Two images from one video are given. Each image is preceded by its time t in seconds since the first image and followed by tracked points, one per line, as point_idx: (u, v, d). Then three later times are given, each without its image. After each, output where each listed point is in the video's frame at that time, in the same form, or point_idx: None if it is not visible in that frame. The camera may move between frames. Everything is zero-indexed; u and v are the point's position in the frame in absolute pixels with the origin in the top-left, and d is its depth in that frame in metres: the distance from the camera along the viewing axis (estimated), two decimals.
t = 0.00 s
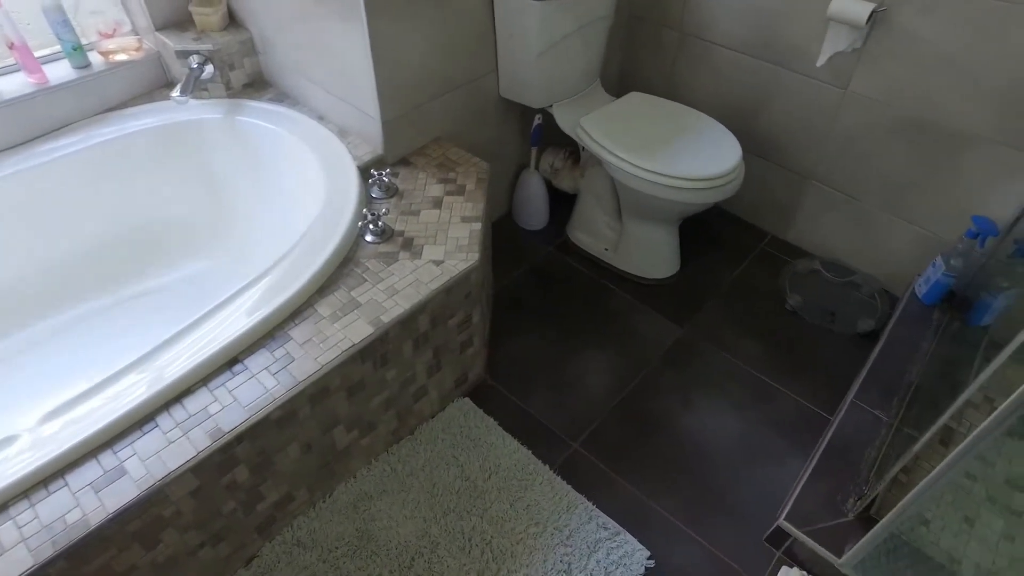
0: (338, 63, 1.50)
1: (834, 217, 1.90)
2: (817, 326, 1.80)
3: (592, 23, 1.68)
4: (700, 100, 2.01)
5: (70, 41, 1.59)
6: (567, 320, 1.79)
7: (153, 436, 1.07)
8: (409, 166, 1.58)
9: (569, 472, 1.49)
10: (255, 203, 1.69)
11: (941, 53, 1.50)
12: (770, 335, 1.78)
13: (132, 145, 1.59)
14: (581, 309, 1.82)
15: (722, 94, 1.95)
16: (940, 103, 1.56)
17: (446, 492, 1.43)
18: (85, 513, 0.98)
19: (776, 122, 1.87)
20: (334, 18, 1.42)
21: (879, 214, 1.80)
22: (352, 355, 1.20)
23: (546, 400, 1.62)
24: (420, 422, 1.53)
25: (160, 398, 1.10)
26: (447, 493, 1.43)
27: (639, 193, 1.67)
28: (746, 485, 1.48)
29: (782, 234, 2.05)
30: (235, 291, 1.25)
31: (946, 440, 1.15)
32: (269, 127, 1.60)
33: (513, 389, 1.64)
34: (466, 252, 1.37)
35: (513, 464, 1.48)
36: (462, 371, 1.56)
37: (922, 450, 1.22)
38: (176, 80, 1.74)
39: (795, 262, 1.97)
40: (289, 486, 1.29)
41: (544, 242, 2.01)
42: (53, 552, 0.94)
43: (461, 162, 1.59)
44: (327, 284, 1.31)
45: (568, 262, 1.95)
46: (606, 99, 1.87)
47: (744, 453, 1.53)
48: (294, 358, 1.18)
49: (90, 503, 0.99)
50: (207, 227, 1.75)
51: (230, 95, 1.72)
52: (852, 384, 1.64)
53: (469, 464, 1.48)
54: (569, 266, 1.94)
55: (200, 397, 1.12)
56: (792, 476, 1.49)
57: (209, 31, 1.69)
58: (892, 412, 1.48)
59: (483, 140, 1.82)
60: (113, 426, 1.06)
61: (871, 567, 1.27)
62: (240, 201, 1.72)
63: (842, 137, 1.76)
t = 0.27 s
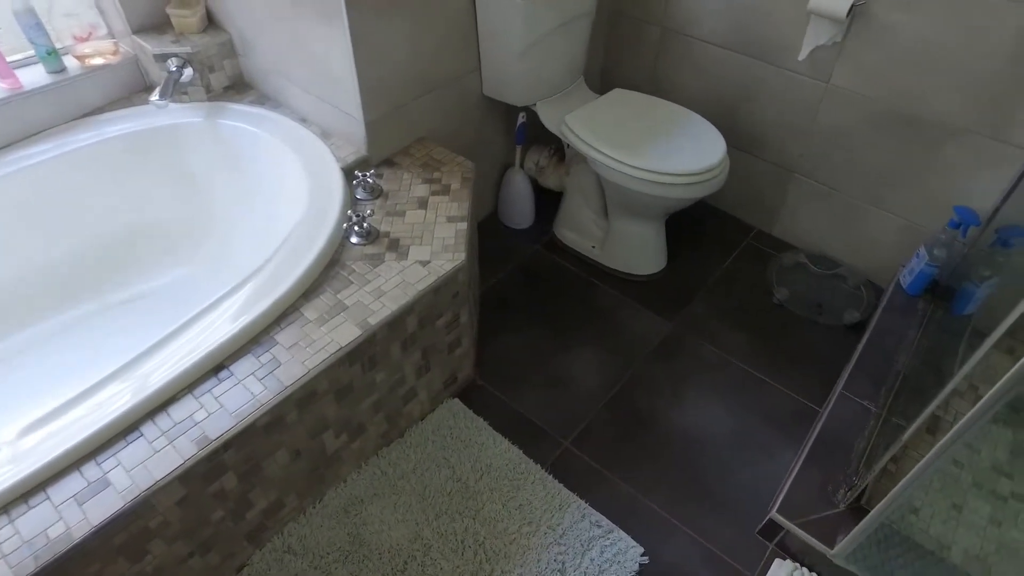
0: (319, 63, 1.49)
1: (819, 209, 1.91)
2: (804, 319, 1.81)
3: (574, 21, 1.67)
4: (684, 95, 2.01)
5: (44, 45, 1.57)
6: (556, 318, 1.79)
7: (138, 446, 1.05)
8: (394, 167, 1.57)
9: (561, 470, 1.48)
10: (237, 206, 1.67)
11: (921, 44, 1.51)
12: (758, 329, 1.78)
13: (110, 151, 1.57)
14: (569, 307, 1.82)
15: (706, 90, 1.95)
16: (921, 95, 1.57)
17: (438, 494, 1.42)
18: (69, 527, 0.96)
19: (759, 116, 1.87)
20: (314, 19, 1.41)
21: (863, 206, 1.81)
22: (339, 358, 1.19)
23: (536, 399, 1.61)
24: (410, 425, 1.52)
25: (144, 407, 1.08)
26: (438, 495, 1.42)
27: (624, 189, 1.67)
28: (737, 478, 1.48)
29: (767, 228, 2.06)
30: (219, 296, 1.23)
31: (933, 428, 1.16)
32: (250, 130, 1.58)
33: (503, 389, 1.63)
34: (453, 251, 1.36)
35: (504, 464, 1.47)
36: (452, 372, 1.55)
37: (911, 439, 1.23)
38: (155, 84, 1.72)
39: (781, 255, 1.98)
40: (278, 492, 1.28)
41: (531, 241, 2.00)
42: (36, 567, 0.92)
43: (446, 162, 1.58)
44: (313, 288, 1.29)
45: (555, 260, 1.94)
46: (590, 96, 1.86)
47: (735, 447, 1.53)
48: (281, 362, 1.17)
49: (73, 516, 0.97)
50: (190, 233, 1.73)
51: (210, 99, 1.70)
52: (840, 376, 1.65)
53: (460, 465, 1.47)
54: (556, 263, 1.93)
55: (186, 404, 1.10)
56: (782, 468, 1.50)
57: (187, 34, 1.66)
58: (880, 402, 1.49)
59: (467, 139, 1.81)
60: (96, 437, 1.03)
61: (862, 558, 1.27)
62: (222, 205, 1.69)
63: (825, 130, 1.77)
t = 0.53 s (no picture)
0: (286, 67, 1.45)
1: (796, 203, 1.91)
2: (784, 313, 1.81)
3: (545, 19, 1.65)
4: (658, 92, 2.00)
5: None
6: (536, 320, 1.77)
7: (103, 469, 1.00)
8: (366, 171, 1.54)
9: (545, 475, 1.46)
10: (207, 216, 1.62)
11: (892, 36, 1.51)
12: (738, 325, 1.78)
13: (72, 161, 1.52)
14: (549, 308, 1.80)
15: (680, 86, 1.94)
16: (893, 86, 1.58)
17: (420, 504, 1.39)
18: (29, 559, 0.91)
19: (734, 111, 1.87)
20: (280, 22, 1.37)
21: (839, 198, 1.82)
22: (314, 370, 1.16)
23: (518, 403, 1.59)
24: (390, 434, 1.49)
25: (109, 428, 1.03)
26: (421, 505, 1.39)
27: (601, 188, 1.65)
28: (722, 476, 1.47)
29: (745, 223, 2.05)
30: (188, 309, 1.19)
31: (915, 420, 1.16)
32: (217, 137, 1.54)
33: (484, 394, 1.61)
34: (428, 256, 1.33)
35: (487, 471, 1.45)
36: (431, 379, 1.52)
37: (893, 432, 1.23)
38: (117, 92, 1.67)
39: (759, 250, 1.98)
40: (255, 509, 1.24)
41: (509, 242, 1.98)
42: None
43: (419, 165, 1.55)
44: (285, 298, 1.26)
45: (534, 261, 1.92)
46: (564, 94, 1.85)
47: (719, 444, 1.52)
48: (254, 377, 1.13)
49: (34, 547, 0.92)
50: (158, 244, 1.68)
51: (175, 106, 1.66)
52: (821, 369, 1.65)
53: (442, 473, 1.44)
54: (535, 265, 1.91)
55: (154, 424, 1.06)
56: (767, 465, 1.49)
57: (149, 39, 1.62)
58: (862, 395, 1.49)
59: (441, 141, 1.78)
60: (58, 462, 0.99)
61: (850, 552, 1.27)
62: (191, 215, 1.65)
63: (800, 123, 1.77)
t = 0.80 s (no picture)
0: (247, 75, 1.41)
1: (771, 199, 1.90)
2: (763, 309, 1.80)
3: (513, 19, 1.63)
4: (630, 91, 1.98)
5: None
6: (514, 325, 1.74)
7: (61, 505, 0.94)
8: (334, 180, 1.50)
9: (528, 485, 1.43)
10: (170, 230, 1.57)
11: (861, 28, 1.51)
12: (718, 323, 1.77)
13: (24, 179, 1.46)
14: (527, 313, 1.77)
15: (651, 84, 1.92)
16: (864, 80, 1.58)
17: (401, 520, 1.35)
18: None
19: (707, 108, 1.85)
20: (238, 28, 1.32)
21: (813, 193, 1.81)
22: (284, 389, 1.12)
23: (498, 412, 1.56)
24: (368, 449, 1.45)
25: (67, 461, 0.97)
26: (401, 521, 1.35)
27: (575, 190, 1.63)
28: (706, 478, 1.45)
29: (721, 219, 2.05)
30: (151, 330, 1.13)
31: (896, 415, 1.15)
32: (178, 149, 1.49)
33: (463, 404, 1.57)
34: (399, 266, 1.30)
35: (468, 482, 1.42)
36: (408, 391, 1.49)
37: (875, 428, 1.22)
38: (71, 104, 1.61)
39: (737, 246, 1.97)
40: (229, 534, 1.19)
41: (484, 247, 1.95)
42: None
43: (389, 172, 1.51)
44: (252, 314, 1.21)
45: (510, 265, 1.89)
46: (535, 95, 1.82)
47: (703, 445, 1.51)
48: (221, 399, 1.08)
49: None
50: (120, 260, 1.62)
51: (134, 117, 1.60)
52: (802, 365, 1.65)
53: (422, 487, 1.41)
54: (511, 269, 1.89)
55: (115, 453, 1.00)
56: (750, 464, 1.48)
57: (103, 48, 1.55)
58: (843, 390, 1.49)
59: (411, 146, 1.75)
60: (12, 499, 0.93)
61: (837, 549, 1.26)
62: (153, 230, 1.59)
63: (772, 119, 1.76)
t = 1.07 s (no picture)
0: (211, 85, 1.36)
1: (748, 196, 1.90)
2: (744, 307, 1.80)
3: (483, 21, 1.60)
4: (603, 91, 1.97)
5: None
6: (495, 332, 1.71)
7: (24, 546, 0.89)
8: (305, 192, 1.46)
9: (514, 496, 1.41)
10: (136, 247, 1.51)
11: (833, 24, 1.51)
12: (699, 323, 1.76)
13: None
14: (508, 319, 1.75)
15: (624, 84, 1.91)
16: (836, 75, 1.57)
17: (386, 539, 1.32)
18: None
19: (681, 107, 1.84)
20: (198, 36, 1.28)
21: (790, 189, 1.81)
22: (259, 412, 1.08)
23: (481, 422, 1.53)
24: (349, 467, 1.41)
25: (29, 498, 0.93)
26: (386, 540, 1.32)
27: (552, 194, 1.61)
28: (694, 481, 1.44)
29: (699, 218, 2.04)
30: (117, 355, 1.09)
31: (881, 413, 1.15)
32: (141, 163, 1.44)
33: (445, 416, 1.54)
34: (375, 279, 1.26)
35: (453, 497, 1.39)
36: (389, 405, 1.46)
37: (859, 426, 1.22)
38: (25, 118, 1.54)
39: (716, 245, 1.97)
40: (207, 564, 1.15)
41: (462, 253, 1.92)
42: None
43: (361, 182, 1.48)
44: (223, 334, 1.17)
45: (489, 271, 1.87)
46: (508, 98, 1.79)
47: (689, 448, 1.50)
48: (193, 424, 1.04)
49: None
50: (86, 278, 1.57)
51: (93, 131, 1.54)
52: (785, 363, 1.64)
53: (407, 503, 1.37)
54: (490, 275, 1.86)
55: (81, 488, 0.96)
56: (738, 465, 1.47)
57: (57, 60, 1.49)
58: (827, 387, 1.49)
59: (384, 153, 1.71)
60: None
61: (827, 548, 1.25)
62: (119, 247, 1.53)
63: (747, 116, 1.75)
